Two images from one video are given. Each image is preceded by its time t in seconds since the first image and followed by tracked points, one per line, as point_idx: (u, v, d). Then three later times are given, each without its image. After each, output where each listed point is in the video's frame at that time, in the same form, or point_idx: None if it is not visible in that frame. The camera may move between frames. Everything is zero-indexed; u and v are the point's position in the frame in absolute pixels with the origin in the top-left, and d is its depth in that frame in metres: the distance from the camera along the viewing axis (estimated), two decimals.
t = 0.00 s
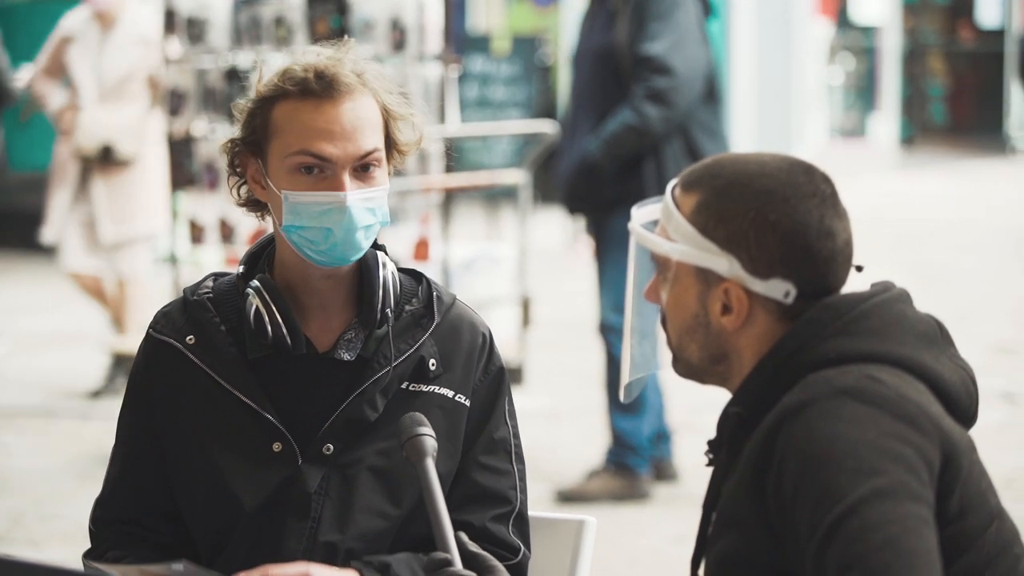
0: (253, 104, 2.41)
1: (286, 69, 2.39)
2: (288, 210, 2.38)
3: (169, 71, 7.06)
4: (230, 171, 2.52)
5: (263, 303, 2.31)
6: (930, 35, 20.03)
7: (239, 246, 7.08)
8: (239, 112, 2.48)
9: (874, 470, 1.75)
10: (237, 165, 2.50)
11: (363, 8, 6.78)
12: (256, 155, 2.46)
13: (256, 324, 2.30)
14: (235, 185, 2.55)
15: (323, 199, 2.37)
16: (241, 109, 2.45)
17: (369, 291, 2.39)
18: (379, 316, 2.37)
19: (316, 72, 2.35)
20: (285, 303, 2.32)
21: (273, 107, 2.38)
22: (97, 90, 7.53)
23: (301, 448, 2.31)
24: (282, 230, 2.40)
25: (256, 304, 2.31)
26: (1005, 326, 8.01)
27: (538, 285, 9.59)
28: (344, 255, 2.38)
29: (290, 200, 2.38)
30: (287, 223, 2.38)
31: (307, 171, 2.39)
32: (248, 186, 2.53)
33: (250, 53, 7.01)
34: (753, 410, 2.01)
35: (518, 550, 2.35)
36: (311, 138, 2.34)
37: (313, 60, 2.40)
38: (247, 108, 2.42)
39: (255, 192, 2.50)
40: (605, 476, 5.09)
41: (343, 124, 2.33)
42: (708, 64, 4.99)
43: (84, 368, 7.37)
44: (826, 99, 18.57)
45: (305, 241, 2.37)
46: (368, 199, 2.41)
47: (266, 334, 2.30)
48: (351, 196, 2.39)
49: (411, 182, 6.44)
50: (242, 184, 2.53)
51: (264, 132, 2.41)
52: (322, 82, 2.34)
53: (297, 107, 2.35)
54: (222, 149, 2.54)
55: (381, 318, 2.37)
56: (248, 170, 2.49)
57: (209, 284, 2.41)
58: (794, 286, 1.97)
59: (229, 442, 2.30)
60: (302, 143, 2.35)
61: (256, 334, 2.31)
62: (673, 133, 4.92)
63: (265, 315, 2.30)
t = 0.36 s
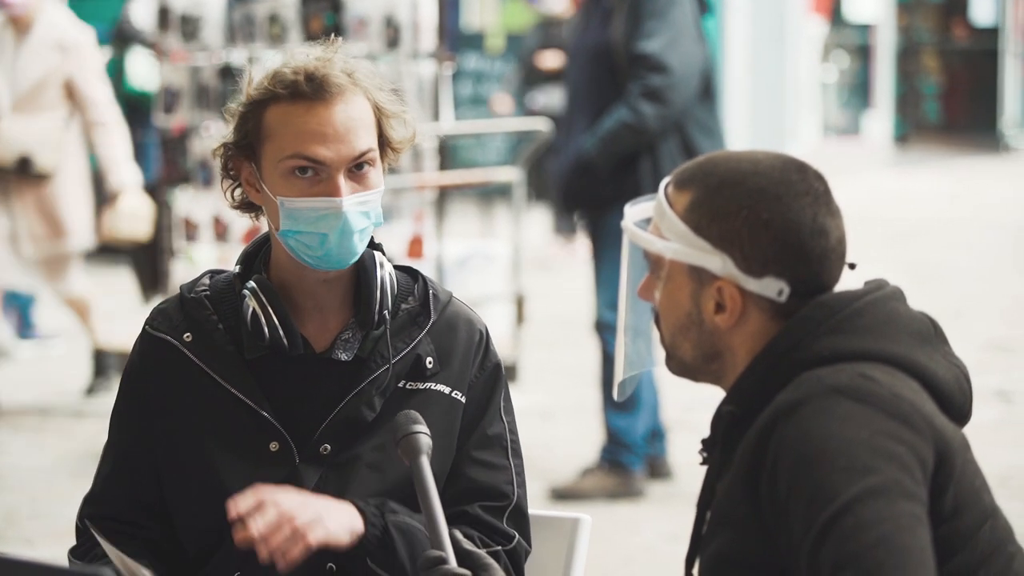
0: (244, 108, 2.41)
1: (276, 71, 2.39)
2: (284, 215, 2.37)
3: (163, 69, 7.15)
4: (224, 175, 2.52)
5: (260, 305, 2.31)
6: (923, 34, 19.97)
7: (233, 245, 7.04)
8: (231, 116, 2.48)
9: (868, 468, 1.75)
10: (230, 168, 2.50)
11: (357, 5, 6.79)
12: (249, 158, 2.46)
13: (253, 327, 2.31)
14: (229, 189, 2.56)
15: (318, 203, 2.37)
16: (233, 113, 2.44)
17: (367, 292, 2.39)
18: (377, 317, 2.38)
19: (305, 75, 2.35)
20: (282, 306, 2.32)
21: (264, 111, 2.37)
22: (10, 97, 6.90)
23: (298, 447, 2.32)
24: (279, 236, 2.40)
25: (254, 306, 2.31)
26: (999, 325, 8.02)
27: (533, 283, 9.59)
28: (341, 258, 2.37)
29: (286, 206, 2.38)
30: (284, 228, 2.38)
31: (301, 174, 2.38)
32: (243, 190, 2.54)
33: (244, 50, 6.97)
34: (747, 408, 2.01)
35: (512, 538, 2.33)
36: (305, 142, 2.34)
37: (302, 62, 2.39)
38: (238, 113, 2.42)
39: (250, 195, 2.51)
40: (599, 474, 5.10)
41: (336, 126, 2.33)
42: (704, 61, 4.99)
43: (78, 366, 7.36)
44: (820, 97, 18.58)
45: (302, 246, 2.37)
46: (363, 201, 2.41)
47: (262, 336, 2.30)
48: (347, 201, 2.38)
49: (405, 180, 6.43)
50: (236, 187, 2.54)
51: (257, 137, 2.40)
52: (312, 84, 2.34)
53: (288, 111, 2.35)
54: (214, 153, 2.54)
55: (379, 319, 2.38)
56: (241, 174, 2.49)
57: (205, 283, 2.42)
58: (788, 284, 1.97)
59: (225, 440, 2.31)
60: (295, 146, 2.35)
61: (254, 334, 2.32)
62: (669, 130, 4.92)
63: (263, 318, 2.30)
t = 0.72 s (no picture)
0: (233, 106, 2.40)
1: (264, 68, 2.37)
2: (281, 212, 2.36)
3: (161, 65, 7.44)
4: (212, 170, 2.50)
5: (250, 292, 2.31)
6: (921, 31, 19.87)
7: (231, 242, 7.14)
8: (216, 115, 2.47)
9: (868, 466, 1.75)
10: (219, 163, 2.48)
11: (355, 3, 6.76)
12: (238, 154, 2.44)
13: (244, 315, 2.30)
14: (218, 182, 2.53)
15: (315, 200, 2.35)
16: (220, 111, 2.43)
17: (357, 279, 2.40)
18: (368, 303, 2.39)
19: (296, 72, 2.34)
20: (272, 292, 2.34)
21: (255, 109, 2.36)
22: None
23: (293, 435, 2.31)
24: (276, 232, 2.39)
25: (244, 294, 2.31)
26: (997, 322, 8.02)
27: (530, 280, 9.59)
28: (340, 248, 2.37)
29: (282, 203, 2.36)
30: (280, 224, 2.36)
31: (296, 171, 2.37)
32: (231, 183, 2.51)
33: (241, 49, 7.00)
34: (746, 406, 2.01)
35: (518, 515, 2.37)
36: (301, 139, 2.33)
37: (291, 56, 2.38)
38: (225, 110, 2.41)
39: (240, 190, 2.49)
40: (597, 471, 5.10)
41: (330, 121, 2.32)
42: (704, 58, 4.99)
43: (75, 363, 7.35)
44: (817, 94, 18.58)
45: (299, 241, 2.36)
46: (360, 194, 2.39)
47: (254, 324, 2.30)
48: (345, 196, 2.36)
49: (403, 177, 6.42)
50: (225, 180, 2.51)
51: (249, 135, 2.39)
52: (304, 82, 2.33)
53: (280, 108, 2.34)
54: (202, 149, 2.52)
55: (370, 305, 2.39)
56: (230, 170, 2.47)
57: (196, 274, 2.42)
58: (788, 280, 1.97)
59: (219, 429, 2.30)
60: (290, 144, 2.34)
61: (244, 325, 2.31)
62: (669, 128, 4.92)
63: (253, 304, 2.30)
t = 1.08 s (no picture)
0: (231, 115, 2.38)
1: (262, 79, 2.36)
2: (277, 222, 2.35)
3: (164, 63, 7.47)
4: (210, 177, 2.49)
5: (247, 296, 2.28)
6: (923, 29, 19.80)
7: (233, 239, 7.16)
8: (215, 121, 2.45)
9: (871, 464, 1.75)
10: (217, 170, 2.47)
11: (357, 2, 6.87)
12: (237, 163, 2.44)
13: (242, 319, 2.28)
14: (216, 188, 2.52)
15: (311, 211, 2.34)
16: (218, 119, 2.41)
17: (355, 280, 2.38)
18: (366, 305, 2.38)
19: (294, 84, 2.33)
20: (268, 294, 2.29)
21: (253, 119, 2.35)
22: None
23: (293, 429, 2.32)
24: (270, 238, 2.39)
25: (241, 297, 2.28)
26: (998, 320, 8.02)
27: (532, 278, 9.59)
28: (335, 257, 2.36)
29: (278, 213, 2.36)
30: (276, 234, 2.35)
31: (294, 184, 2.37)
32: (230, 190, 2.50)
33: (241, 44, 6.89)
34: (748, 404, 2.02)
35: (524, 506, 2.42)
36: (298, 152, 2.33)
37: (287, 68, 2.37)
38: (224, 118, 2.39)
39: (238, 197, 2.48)
40: (599, 469, 5.10)
41: (327, 135, 2.32)
42: (708, 57, 4.99)
43: (77, 361, 7.36)
44: (819, 92, 18.59)
45: (295, 249, 2.36)
46: (355, 204, 2.40)
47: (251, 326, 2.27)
48: (340, 206, 2.36)
49: (405, 175, 6.42)
50: (223, 187, 2.50)
51: (247, 144, 2.38)
52: (302, 94, 2.32)
53: (278, 119, 2.33)
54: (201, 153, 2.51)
55: (368, 307, 2.38)
56: (229, 177, 2.46)
57: (187, 279, 2.41)
58: (790, 278, 1.97)
59: (220, 427, 2.30)
60: (287, 156, 2.33)
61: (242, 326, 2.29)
62: (673, 126, 4.92)
63: (251, 309, 2.27)
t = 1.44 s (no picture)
0: (242, 101, 2.38)
1: (275, 67, 2.36)
2: (285, 211, 2.36)
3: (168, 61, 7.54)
4: (216, 165, 2.50)
5: (254, 295, 2.29)
6: (927, 28, 20.06)
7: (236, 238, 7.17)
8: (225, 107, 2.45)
9: (877, 462, 1.75)
10: (224, 159, 2.48)
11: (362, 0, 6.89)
12: (245, 151, 2.44)
13: (249, 317, 2.28)
14: (221, 177, 2.54)
15: (320, 200, 2.35)
16: (228, 106, 2.42)
17: (362, 279, 2.39)
18: (374, 301, 2.37)
19: (307, 73, 2.33)
20: (276, 294, 2.31)
21: (264, 106, 2.36)
22: None
23: (301, 429, 2.32)
24: (278, 230, 2.38)
25: (248, 296, 2.29)
26: (1003, 319, 8.02)
27: (537, 276, 9.59)
28: (342, 250, 2.37)
29: (285, 202, 2.37)
30: (283, 223, 2.36)
31: (303, 173, 2.38)
32: (234, 179, 2.52)
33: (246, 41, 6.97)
34: (756, 403, 2.01)
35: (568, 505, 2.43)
36: (308, 141, 2.33)
37: (300, 57, 2.37)
38: (234, 106, 2.40)
39: (243, 187, 2.49)
40: (603, 468, 5.09)
41: (337, 126, 2.33)
42: (710, 54, 4.99)
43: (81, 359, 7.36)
44: (823, 91, 18.61)
45: (301, 241, 2.35)
46: (363, 198, 2.41)
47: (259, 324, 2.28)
48: (349, 199, 2.37)
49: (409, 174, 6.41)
50: (228, 177, 2.52)
51: (256, 132, 2.39)
52: (314, 82, 2.33)
53: (289, 108, 2.33)
54: (209, 141, 2.52)
55: (376, 304, 2.38)
56: (234, 166, 2.47)
57: (196, 273, 2.41)
58: (798, 276, 1.97)
59: (225, 425, 2.30)
60: (297, 145, 2.34)
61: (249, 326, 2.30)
62: (674, 124, 4.92)
63: (257, 307, 2.28)
